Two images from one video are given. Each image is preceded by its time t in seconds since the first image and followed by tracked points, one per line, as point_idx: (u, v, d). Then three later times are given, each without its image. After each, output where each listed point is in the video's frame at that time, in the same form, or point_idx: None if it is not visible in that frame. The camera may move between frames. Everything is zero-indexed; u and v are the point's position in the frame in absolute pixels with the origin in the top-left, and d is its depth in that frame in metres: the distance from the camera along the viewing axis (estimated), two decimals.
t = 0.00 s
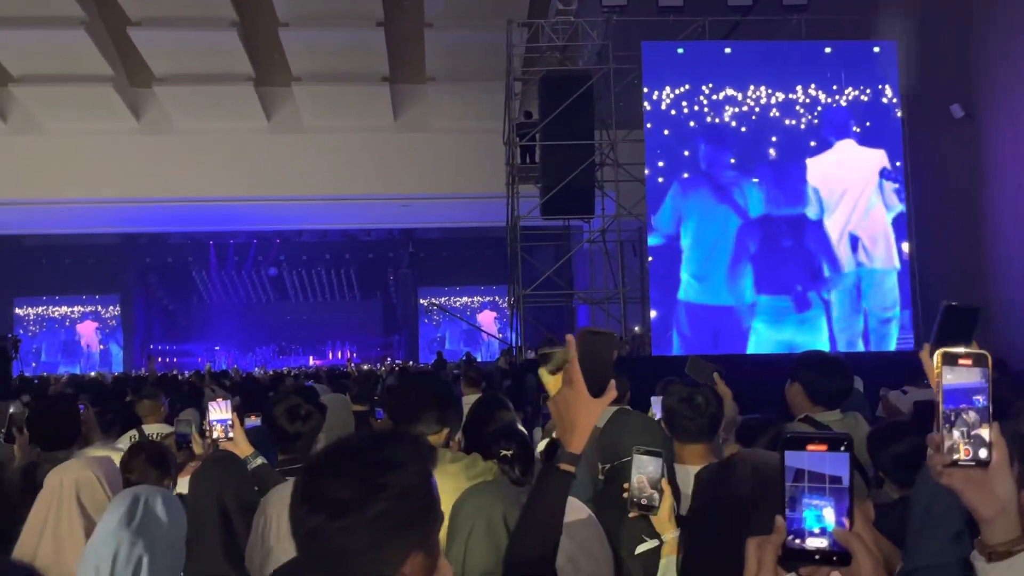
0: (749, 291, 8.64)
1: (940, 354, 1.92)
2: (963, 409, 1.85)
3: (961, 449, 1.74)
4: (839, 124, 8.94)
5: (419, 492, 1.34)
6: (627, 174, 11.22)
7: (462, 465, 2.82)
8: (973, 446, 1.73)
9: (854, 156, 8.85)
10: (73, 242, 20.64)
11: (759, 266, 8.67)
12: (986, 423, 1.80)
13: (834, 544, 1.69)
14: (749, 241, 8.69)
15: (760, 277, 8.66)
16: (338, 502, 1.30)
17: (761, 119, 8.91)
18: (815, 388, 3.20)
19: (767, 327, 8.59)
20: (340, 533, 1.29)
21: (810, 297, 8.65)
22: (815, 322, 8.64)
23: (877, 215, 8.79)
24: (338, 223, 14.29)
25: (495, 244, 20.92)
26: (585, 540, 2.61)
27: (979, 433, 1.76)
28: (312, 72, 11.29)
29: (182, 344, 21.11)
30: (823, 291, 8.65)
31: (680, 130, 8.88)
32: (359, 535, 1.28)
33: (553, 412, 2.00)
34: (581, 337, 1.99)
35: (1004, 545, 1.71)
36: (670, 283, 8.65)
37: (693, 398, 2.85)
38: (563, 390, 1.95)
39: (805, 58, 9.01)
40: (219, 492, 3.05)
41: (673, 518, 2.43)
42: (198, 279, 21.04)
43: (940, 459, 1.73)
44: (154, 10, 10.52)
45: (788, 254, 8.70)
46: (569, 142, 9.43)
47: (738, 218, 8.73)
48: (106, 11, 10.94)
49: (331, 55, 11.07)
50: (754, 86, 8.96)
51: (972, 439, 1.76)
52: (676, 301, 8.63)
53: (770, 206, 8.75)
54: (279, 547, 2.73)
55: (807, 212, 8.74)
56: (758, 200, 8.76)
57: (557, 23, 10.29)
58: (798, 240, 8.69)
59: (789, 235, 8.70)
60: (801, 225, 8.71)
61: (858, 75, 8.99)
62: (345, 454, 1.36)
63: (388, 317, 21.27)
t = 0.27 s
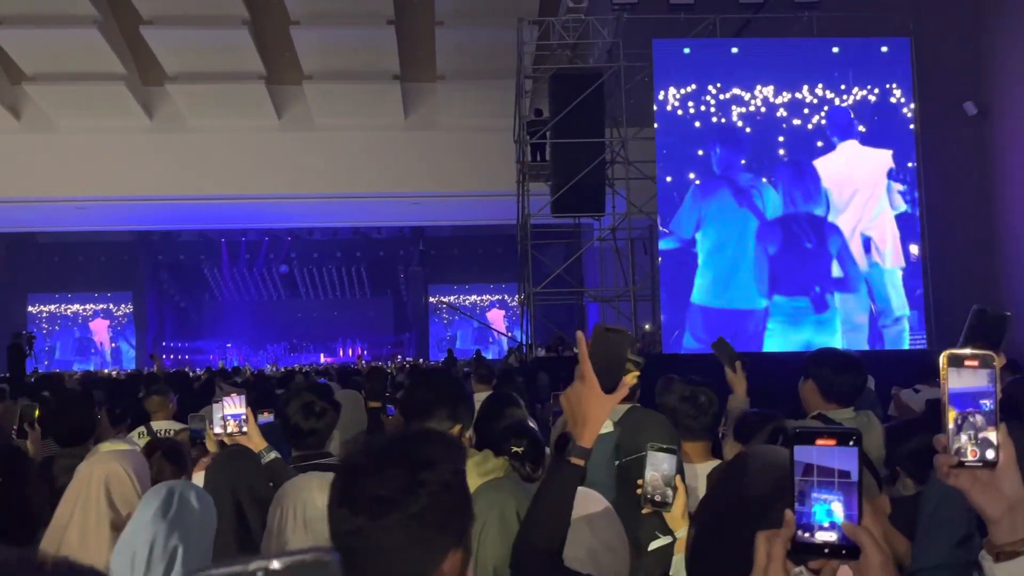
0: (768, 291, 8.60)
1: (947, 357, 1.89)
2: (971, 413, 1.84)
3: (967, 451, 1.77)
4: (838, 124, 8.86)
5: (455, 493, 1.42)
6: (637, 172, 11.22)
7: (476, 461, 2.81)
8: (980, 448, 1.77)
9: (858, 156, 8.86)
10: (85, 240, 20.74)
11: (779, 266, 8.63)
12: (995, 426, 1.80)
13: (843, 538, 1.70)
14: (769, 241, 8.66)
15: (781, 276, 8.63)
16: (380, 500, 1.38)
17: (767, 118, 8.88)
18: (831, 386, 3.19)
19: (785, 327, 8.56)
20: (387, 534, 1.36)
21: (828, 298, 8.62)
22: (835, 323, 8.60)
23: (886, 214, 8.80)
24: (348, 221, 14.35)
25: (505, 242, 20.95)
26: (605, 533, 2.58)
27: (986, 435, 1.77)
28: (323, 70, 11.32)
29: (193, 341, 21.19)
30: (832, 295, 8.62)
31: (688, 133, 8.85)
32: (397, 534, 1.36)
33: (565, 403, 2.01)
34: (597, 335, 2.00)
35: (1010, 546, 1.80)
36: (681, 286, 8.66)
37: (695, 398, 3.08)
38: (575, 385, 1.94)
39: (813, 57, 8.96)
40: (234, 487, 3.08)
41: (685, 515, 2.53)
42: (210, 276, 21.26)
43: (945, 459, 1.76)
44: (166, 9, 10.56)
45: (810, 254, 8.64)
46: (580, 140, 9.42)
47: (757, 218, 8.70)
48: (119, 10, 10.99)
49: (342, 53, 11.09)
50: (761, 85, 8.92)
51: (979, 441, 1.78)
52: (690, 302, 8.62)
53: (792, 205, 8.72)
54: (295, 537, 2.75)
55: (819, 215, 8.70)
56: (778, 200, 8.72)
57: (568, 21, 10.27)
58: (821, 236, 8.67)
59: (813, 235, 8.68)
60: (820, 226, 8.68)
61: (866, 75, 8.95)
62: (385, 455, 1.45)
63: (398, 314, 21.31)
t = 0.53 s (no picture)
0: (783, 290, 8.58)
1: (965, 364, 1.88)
2: (989, 419, 1.84)
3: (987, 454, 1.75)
4: (854, 123, 8.80)
5: (511, 484, 1.38)
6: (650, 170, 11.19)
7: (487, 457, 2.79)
8: (1000, 452, 1.74)
9: (878, 155, 8.76)
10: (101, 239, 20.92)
11: (795, 266, 8.60)
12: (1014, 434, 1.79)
13: (867, 531, 1.63)
14: (782, 241, 8.63)
15: (796, 277, 8.59)
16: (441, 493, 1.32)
17: (779, 116, 8.83)
18: (849, 383, 3.18)
19: (801, 327, 8.53)
20: (450, 524, 1.31)
21: (844, 298, 8.57)
22: (852, 324, 8.54)
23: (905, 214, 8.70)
24: (361, 220, 14.39)
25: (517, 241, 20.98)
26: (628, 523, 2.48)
27: (1005, 440, 1.75)
28: (337, 69, 11.36)
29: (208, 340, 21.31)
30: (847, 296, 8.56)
31: (701, 132, 8.86)
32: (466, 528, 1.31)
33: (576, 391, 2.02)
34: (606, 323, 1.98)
35: None
36: (698, 288, 8.66)
37: (699, 399, 3.00)
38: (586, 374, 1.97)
39: (826, 55, 8.91)
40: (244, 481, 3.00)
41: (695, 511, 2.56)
42: (224, 275, 21.28)
43: (963, 462, 1.75)
44: (181, 9, 10.63)
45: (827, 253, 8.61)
46: (593, 139, 9.41)
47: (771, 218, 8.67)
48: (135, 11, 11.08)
49: (355, 53, 11.13)
50: (774, 84, 8.89)
51: (997, 446, 1.75)
52: (706, 299, 8.63)
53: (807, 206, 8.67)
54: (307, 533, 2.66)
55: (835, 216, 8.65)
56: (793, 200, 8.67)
57: (580, 19, 10.26)
58: (843, 234, 8.62)
59: (828, 237, 8.63)
60: (838, 227, 8.63)
61: (880, 73, 8.88)
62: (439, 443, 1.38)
63: (411, 313, 21.36)
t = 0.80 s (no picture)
0: (785, 291, 8.55)
1: (979, 364, 1.88)
2: (999, 420, 1.84)
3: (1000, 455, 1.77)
4: (881, 123, 8.80)
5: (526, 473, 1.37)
6: (659, 170, 11.17)
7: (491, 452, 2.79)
8: (1014, 452, 1.76)
9: (900, 154, 8.71)
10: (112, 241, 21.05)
11: (797, 265, 8.56)
12: None
13: (884, 519, 1.64)
14: (780, 241, 8.60)
15: (796, 279, 8.54)
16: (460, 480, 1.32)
17: (791, 117, 8.84)
18: (862, 380, 3.17)
19: (802, 327, 8.50)
20: (462, 511, 1.31)
21: (843, 297, 8.53)
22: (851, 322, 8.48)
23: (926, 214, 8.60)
24: (371, 221, 14.42)
25: (526, 241, 21.02)
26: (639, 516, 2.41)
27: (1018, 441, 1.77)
28: (345, 71, 11.39)
29: (217, 341, 21.40)
30: (864, 294, 8.53)
31: (713, 132, 8.86)
32: (480, 515, 1.31)
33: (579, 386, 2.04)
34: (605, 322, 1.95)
35: None
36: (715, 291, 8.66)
37: (702, 394, 2.99)
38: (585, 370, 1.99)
39: (839, 54, 8.89)
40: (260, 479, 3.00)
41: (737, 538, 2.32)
42: (234, 277, 21.50)
43: (980, 463, 1.78)
44: (189, 12, 10.67)
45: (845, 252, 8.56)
46: (601, 139, 9.41)
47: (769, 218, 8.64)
48: (144, 14, 11.13)
49: (363, 55, 11.15)
50: (787, 83, 8.88)
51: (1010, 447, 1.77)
52: (717, 298, 8.64)
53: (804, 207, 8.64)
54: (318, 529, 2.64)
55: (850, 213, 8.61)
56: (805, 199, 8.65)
57: (589, 19, 10.24)
58: (863, 231, 8.57)
59: (825, 237, 8.57)
60: (834, 222, 8.59)
61: (892, 73, 8.84)
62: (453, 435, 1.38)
63: (419, 314, 21.40)
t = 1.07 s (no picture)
0: (770, 295, 8.56)
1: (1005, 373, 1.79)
2: None
3: None
4: (912, 121, 8.79)
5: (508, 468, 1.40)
6: (670, 172, 11.18)
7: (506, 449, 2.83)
8: None
9: (928, 154, 8.66)
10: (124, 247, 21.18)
11: (779, 270, 8.58)
12: None
13: (913, 519, 1.62)
14: (763, 246, 8.61)
15: (779, 284, 8.56)
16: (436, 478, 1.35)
17: (806, 117, 8.83)
18: (881, 380, 3.16)
19: (789, 332, 8.48)
20: (441, 509, 1.33)
21: (828, 302, 8.51)
22: (836, 326, 8.47)
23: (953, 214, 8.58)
24: (381, 225, 14.49)
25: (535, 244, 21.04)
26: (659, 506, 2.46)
27: None
28: (355, 76, 11.43)
29: (229, 346, 21.49)
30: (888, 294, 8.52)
31: (726, 134, 8.83)
32: (463, 511, 1.33)
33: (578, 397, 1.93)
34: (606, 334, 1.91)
35: None
36: (724, 289, 8.64)
37: (723, 395, 2.90)
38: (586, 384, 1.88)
39: (853, 54, 8.88)
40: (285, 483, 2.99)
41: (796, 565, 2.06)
42: (245, 282, 21.60)
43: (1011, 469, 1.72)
44: (200, 19, 10.73)
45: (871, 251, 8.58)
46: (611, 141, 9.41)
47: (751, 223, 8.66)
48: (155, 21, 11.20)
49: (373, 59, 11.19)
50: (801, 84, 8.86)
51: None
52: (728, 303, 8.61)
53: (781, 213, 8.64)
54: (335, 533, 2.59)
55: (876, 209, 8.65)
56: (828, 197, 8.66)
57: (598, 23, 10.28)
58: (890, 227, 8.59)
59: (801, 242, 8.58)
60: (818, 226, 8.61)
61: (906, 74, 8.81)
62: (438, 435, 1.43)
63: (430, 317, 21.46)
